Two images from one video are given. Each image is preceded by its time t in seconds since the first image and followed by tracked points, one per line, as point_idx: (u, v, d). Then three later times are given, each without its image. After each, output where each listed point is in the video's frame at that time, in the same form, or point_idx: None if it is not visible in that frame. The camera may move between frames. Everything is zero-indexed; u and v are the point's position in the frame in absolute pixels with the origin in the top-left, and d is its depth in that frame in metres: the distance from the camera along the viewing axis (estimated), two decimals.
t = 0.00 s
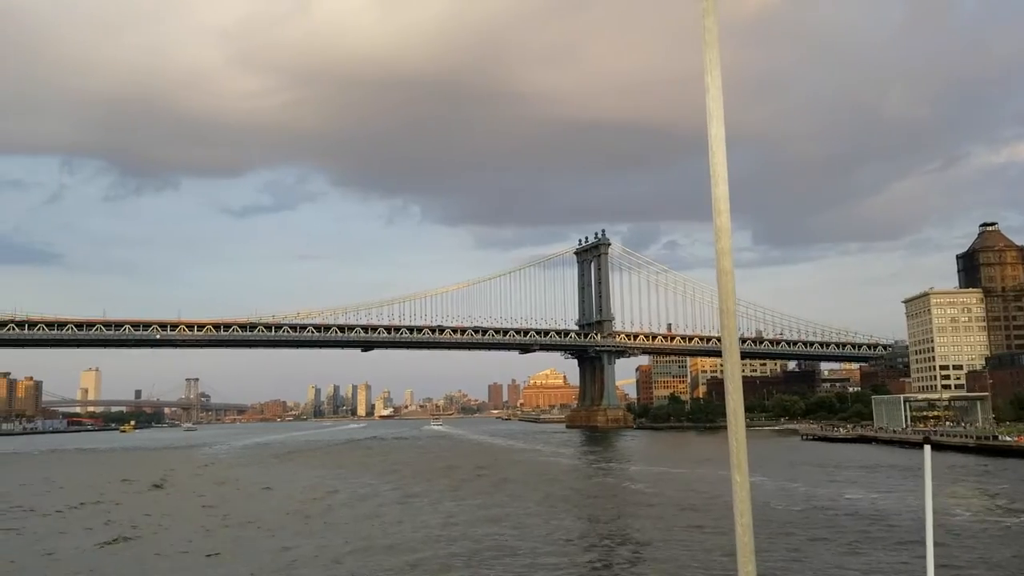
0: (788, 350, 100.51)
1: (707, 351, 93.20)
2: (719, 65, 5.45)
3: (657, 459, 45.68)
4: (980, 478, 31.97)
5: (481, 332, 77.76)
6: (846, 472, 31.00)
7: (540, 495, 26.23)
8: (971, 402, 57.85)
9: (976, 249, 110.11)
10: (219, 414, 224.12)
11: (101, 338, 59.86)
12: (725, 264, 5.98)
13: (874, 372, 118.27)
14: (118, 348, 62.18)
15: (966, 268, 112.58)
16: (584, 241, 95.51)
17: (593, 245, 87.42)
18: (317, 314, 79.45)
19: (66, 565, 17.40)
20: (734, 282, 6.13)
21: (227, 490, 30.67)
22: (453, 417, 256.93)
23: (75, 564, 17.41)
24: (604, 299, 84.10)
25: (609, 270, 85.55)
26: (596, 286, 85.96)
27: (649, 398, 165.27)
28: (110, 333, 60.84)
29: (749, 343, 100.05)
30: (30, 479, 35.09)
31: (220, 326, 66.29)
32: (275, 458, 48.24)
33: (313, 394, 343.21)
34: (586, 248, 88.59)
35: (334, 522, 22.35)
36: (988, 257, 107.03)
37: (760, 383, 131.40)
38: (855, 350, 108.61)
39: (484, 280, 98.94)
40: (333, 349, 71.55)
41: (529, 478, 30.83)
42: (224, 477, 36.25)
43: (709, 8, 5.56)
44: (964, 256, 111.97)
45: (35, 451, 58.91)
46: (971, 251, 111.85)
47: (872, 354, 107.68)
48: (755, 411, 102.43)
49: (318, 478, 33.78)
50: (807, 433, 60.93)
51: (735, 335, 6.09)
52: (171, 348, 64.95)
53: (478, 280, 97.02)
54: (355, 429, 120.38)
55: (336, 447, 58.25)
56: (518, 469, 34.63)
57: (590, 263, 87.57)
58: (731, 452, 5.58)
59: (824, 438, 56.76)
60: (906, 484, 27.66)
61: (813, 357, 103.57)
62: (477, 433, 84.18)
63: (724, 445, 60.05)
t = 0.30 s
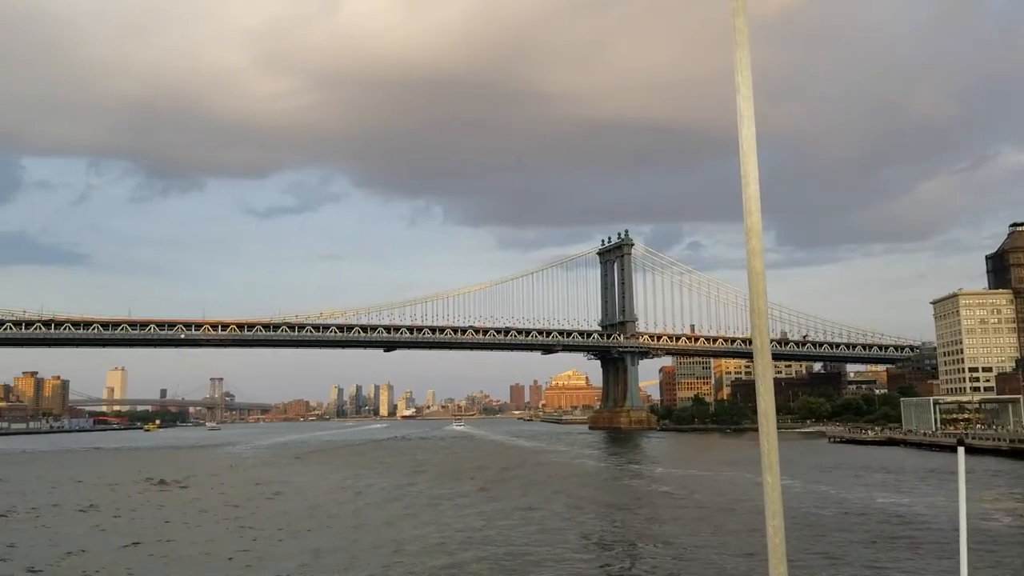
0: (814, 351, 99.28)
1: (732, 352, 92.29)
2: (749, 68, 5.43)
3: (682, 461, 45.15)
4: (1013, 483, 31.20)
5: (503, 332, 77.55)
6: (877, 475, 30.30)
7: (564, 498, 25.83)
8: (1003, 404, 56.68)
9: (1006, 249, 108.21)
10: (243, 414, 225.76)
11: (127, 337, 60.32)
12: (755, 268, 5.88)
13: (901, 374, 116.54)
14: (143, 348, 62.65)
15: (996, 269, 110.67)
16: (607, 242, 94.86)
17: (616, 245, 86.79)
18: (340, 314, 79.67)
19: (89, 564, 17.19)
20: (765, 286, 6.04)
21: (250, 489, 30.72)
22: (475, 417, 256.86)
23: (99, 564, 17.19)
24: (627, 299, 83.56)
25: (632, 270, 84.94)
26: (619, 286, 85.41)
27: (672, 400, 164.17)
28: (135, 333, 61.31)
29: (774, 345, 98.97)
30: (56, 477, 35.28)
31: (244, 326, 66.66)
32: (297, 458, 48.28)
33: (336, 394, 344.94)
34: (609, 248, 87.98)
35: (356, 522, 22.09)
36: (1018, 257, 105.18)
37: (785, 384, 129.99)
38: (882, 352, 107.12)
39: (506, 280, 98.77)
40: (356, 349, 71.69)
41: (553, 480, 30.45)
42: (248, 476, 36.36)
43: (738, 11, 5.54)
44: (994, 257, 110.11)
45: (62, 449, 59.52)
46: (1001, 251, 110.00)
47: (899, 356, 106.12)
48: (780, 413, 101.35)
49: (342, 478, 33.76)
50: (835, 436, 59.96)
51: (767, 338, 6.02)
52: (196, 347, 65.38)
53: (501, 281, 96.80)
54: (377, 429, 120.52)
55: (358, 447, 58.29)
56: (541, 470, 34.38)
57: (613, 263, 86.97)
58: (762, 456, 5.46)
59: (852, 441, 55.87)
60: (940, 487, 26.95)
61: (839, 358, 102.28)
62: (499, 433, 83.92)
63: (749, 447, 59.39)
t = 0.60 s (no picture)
0: (836, 352, 98.23)
1: (752, 352, 91.47)
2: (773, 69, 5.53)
3: (703, 462, 44.70)
4: None
5: (522, 332, 77.31)
6: (902, 478, 29.77)
7: (583, 499, 25.56)
8: None
9: None
10: (263, 413, 226.90)
11: (147, 337, 60.70)
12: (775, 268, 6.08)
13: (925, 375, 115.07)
14: (164, 348, 63.09)
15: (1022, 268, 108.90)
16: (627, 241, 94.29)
17: (636, 245, 86.21)
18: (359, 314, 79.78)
19: (108, 565, 17.02)
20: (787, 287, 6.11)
21: (268, 488, 30.79)
22: (494, 417, 256.56)
23: (116, 565, 17.01)
24: (646, 299, 83.06)
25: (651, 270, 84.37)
26: (638, 287, 84.86)
27: (692, 400, 163.17)
28: (156, 332, 61.77)
29: (795, 345, 98.06)
30: (77, 476, 35.50)
31: (264, 326, 66.91)
32: (316, 457, 48.30)
33: (356, 394, 346.19)
34: (629, 248, 87.41)
35: (373, 523, 21.92)
36: None
37: (807, 385, 128.76)
38: (905, 352, 105.80)
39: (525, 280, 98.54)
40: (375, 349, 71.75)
41: (574, 481, 30.12)
42: (267, 475, 36.43)
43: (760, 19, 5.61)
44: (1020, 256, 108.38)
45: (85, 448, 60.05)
46: None
47: (923, 357, 104.78)
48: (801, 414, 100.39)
49: (361, 478, 33.73)
50: (858, 437, 59.14)
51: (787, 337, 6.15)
52: (216, 347, 65.70)
53: (520, 281, 96.57)
54: (396, 429, 120.59)
55: (377, 447, 58.30)
56: (560, 471, 34.17)
57: (633, 263, 86.43)
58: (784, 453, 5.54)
59: (875, 443, 55.11)
60: (969, 490, 26.35)
61: (861, 359, 101.12)
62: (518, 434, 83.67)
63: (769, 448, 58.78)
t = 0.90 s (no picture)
0: (858, 352, 97.15)
1: (773, 352, 90.61)
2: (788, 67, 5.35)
3: (724, 463, 44.24)
4: None
5: (541, 332, 77.01)
6: (928, 479, 29.26)
7: (602, 500, 25.26)
8: None
9: None
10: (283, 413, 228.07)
11: (167, 336, 61.05)
12: (792, 266, 5.92)
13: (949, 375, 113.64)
14: (184, 347, 63.43)
15: None
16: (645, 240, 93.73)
17: (655, 244, 85.59)
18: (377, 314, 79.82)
19: (127, 566, 16.84)
20: (804, 285, 5.97)
21: (287, 488, 30.77)
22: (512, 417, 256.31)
23: (135, 566, 16.82)
24: (666, 298, 82.49)
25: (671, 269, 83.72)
26: (658, 286, 84.29)
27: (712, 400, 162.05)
28: (176, 332, 62.11)
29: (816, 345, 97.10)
30: (97, 476, 35.66)
31: (283, 325, 67.13)
32: (335, 457, 48.33)
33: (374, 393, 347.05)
34: (648, 247, 86.79)
35: (391, 523, 21.76)
36: None
37: (828, 385, 127.50)
38: (928, 352, 104.51)
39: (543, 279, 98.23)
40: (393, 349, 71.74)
41: (594, 482, 29.83)
42: (286, 475, 36.43)
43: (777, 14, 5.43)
44: None
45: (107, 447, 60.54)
46: None
47: (947, 356, 103.43)
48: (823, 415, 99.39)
49: (379, 478, 33.64)
50: (882, 437, 58.36)
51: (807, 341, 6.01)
52: (236, 346, 65.96)
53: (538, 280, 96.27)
54: (415, 428, 120.66)
55: (397, 446, 58.30)
56: (579, 471, 33.92)
57: (652, 262, 85.82)
58: (802, 458, 5.38)
59: (899, 443, 54.33)
60: (997, 491, 25.82)
61: (884, 359, 99.95)
62: (537, 434, 83.43)
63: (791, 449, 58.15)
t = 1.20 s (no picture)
0: (876, 351, 96.25)
1: (790, 350, 89.90)
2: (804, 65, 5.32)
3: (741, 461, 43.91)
4: None
5: (556, 330, 76.79)
6: (950, 478, 28.86)
7: (619, 498, 25.00)
8: None
9: None
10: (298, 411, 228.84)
11: (183, 335, 61.25)
12: (810, 264, 5.80)
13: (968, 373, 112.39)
14: (200, 346, 63.62)
15: None
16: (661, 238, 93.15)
17: (671, 242, 85.16)
18: (392, 312, 79.87)
19: (140, 566, 16.65)
20: (823, 283, 5.84)
21: (303, 487, 30.64)
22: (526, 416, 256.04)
23: (148, 566, 16.62)
24: (681, 297, 82.01)
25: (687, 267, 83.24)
26: (674, 284, 83.77)
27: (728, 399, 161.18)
28: (192, 331, 62.30)
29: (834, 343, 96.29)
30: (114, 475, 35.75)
31: (298, 324, 67.28)
32: (350, 455, 48.32)
33: (390, 393, 347.61)
34: (663, 244, 86.35)
35: (405, 521, 21.60)
36: None
37: (846, 384, 126.45)
38: (947, 350, 103.37)
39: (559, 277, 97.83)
40: (408, 347, 71.72)
41: (610, 480, 29.56)
42: (301, 473, 36.45)
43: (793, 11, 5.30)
44: None
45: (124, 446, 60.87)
46: None
47: (966, 354, 102.29)
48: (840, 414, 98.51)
49: (395, 476, 33.54)
50: (903, 436, 57.68)
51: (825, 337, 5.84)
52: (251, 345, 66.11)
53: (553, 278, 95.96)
54: (430, 427, 120.59)
55: (412, 445, 58.25)
56: (595, 470, 33.70)
57: (668, 260, 85.34)
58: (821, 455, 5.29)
59: (920, 442, 53.68)
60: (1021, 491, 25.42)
61: (903, 357, 98.92)
62: (552, 432, 83.19)
63: (808, 447, 57.67)
